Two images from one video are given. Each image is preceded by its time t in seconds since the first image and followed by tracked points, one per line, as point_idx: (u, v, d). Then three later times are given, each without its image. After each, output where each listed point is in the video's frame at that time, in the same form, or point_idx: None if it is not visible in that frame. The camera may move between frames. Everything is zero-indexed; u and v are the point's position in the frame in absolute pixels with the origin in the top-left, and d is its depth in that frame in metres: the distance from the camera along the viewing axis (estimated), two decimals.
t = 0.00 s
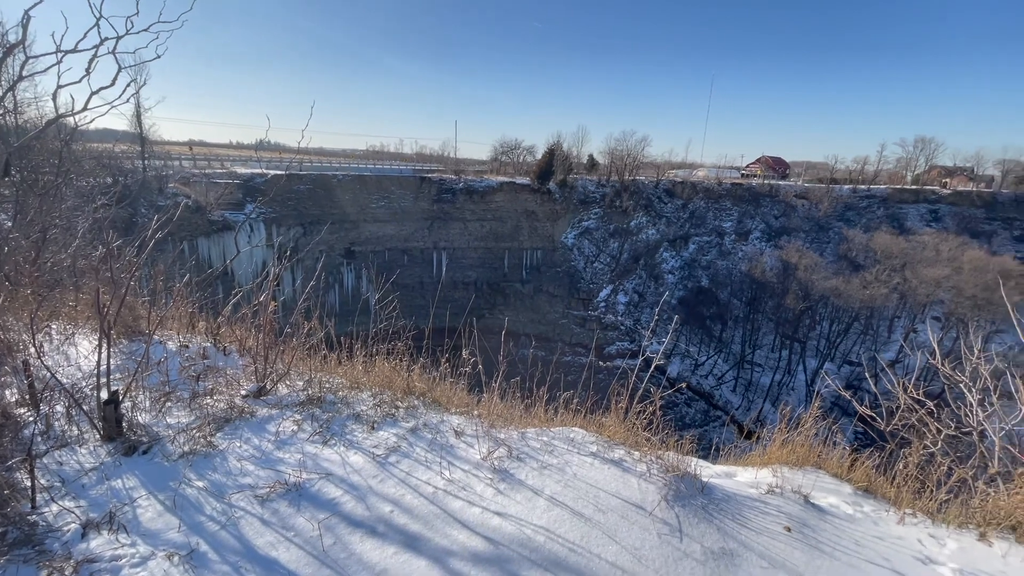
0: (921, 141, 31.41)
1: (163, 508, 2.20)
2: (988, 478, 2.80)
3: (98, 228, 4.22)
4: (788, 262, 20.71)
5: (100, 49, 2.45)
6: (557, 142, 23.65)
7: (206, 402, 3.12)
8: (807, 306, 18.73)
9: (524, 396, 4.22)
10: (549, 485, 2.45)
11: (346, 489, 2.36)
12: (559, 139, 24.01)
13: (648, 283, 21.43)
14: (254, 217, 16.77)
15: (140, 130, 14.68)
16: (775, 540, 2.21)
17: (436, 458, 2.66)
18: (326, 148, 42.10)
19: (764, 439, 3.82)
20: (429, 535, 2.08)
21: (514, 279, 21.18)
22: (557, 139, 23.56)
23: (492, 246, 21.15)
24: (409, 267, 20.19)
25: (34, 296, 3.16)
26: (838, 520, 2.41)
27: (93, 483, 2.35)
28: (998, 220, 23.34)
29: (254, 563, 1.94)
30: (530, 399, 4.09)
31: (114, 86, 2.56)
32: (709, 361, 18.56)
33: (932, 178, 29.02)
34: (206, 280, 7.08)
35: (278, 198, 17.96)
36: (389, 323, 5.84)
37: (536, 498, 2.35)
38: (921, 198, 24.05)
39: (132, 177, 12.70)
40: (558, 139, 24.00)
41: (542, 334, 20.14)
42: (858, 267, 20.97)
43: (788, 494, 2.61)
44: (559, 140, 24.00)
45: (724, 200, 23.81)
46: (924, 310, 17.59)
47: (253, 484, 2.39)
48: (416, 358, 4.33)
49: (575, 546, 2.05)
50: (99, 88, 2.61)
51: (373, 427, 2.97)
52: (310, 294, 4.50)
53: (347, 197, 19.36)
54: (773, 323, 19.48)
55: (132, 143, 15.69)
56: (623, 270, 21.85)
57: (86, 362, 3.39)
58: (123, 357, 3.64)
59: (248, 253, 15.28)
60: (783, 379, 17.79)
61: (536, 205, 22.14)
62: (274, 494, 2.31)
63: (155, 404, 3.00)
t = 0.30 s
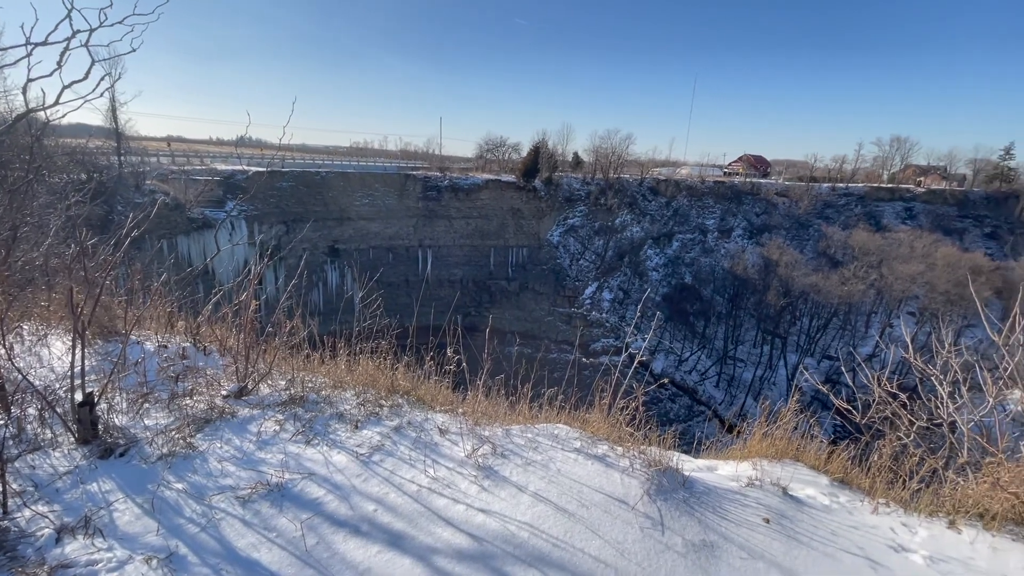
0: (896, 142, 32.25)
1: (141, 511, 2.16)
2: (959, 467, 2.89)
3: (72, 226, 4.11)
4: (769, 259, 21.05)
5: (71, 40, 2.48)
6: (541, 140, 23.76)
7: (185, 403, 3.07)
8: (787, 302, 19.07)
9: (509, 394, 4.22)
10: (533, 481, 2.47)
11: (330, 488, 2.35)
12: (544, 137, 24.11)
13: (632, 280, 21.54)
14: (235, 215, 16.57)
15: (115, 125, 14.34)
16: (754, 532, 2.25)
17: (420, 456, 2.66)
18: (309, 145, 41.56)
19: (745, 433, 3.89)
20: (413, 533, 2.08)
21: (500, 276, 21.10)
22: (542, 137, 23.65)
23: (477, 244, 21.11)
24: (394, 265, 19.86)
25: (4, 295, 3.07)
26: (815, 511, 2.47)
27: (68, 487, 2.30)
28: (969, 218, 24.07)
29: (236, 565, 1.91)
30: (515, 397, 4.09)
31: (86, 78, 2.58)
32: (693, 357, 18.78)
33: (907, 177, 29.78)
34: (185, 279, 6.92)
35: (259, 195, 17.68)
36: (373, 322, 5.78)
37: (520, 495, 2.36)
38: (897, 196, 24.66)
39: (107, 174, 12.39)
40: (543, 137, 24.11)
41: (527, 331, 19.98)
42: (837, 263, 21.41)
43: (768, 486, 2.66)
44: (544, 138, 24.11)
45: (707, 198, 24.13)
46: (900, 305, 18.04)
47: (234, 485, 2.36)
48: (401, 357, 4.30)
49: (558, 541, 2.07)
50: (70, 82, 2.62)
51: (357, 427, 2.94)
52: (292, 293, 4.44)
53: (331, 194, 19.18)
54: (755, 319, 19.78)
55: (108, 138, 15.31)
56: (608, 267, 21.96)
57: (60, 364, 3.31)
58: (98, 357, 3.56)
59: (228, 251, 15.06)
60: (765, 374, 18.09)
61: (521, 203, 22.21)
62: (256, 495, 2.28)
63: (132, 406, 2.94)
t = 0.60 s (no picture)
0: (874, 140, 32.98)
1: (119, 514, 2.12)
2: (931, 457, 2.97)
3: (43, 223, 4.00)
4: (751, 256, 21.35)
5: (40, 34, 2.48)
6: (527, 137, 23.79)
7: (164, 404, 3.01)
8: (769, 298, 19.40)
9: (494, 391, 4.22)
10: (517, 477, 2.48)
11: (313, 488, 2.33)
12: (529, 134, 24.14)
13: (617, 277, 21.68)
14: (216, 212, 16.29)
15: (89, 120, 13.94)
16: (735, 523, 2.30)
17: (404, 454, 2.65)
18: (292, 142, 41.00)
19: (727, 426, 3.95)
20: (398, 530, 2.07)
21: (486, 274, 21.05)
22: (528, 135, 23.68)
23: (463, 241, 21.04)
24: (378, 262, 19.71)
25: None
26: (793, 502, 2.52)
27: (41, 491, 2.24)
28: (943, 215, 24.74)
29: (216, 566, 1.89)
30: (500, 394, 4.10)
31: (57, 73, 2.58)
32: (677, 352, 18.99)
33: (884, 175, 30.46)
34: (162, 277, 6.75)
35: (240, 192, 17.38)
36: (358, 320, 5.73)
37: (505, 491, 2.37)
38: (874, 194, 25.22)
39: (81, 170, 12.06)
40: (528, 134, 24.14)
41: (513, 329, 19.94)
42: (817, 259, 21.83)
43: (748, 479, 2.71)
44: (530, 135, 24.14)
45: (690, 195, 24.40)
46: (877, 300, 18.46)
47: (215, 487, 2.32)
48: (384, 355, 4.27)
49: (543, 536, 2.09)
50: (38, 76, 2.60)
51: (340, 425, 2.92)
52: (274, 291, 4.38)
53: (314, 191, 18.98)
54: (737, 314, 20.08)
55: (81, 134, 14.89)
56: (594, 264, 22.07)
57: (31, 365, 3.22)
58: (72, 358, 3.47)
59: (209, 249, 14.79)
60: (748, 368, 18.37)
61: (506, 200, 22.22)
62: (238, 496, 2.25)
63: (109, 407, 2.88)
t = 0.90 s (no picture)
0: (852, 139, 33.67)
1: (96, 519, 2.08)
2: (905, 447, 3.05)
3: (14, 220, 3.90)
4: (734, 252, 21.63)
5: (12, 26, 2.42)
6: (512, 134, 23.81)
7: (142, 405, 2.96)
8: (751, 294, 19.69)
9: (479, 389, 4.22)
10: (503, 474, 2.49)
11: (296, 488, 2.31)
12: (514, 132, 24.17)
13: (603, 274, 21.81)
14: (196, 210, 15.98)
15: (63, 115, 13.57)
16: (717, 515, 2.33)
17: (389, 452, 2.64)
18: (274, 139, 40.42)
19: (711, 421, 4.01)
20: (383, 529, 2.07)
21: (472, 271, 20.98)
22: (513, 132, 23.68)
23: (449, 239, 20.96)
24: (364, 260, 19.55)
25: None
26: (774, 494, 2.57)
27: (14, 496, 2.18)
28: (918, 211, 25.36)
29: (197, 569, 1.86)
30: (486, 392, 4.10)
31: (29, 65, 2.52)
32: (662, 348, 19.18)
33: (862, 172, 31.13)
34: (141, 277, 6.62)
35: (221, 190, 17.08)
36: (342, 319, 5.68)
37: (491, 487, 2.37)
38: (853, 191, 25.74)
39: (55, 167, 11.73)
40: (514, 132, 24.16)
41: (501, 326, 19.94)
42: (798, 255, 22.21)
43: (730, 472, 2.76)
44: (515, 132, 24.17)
45: (674, 193, 24.66)
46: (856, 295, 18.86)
47: (196, 489, 2.28)
48: (369, 353, 4.25)
49: (528, 532, 2.10)
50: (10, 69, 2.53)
51: (324, 425, 2.90)
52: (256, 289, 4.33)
53: (297, 189, 18.76)
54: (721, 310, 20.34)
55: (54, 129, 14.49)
56: (580, 261, 22.16)
57: (3, 367, 3.13)
58: (47, 360, 3.38)
59: (190, 249, 14.52)
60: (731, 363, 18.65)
61: (492, 197, 22.20)
62: (219, 497, 2.22)
63: (84, 409, 2.81)
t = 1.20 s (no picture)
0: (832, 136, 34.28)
1: (75, 523, 2.04)
2: (883, 438, 3.13)
3: None
4: (718, 249, 21.86)
5: None
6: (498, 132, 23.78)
7: (122, 408, 2.90)
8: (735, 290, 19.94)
9: (466, 387, 4.23)
10: (490, 471, 2.49)
11: (281, 488, 2.29)
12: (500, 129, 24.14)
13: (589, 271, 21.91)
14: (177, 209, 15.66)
15: (36, 111, 13.20)
16: (701, 508, 2.37)
17: (375, 451, 2.63)
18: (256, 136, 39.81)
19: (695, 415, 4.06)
20: (370, 528, 2.06)
21: (459, 269, 20.89)
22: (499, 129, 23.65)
23: (436, 236, 20.86)
24: (350, 259, 19.39)
25: None
26: (757, 486, 2.61)
27: None
28: (896, 208, 25.92)
29: (180, 572, 1.84)
30: (473, 389, 4.11)
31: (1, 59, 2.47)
32: (649, 344, 19.36)
33: (843, 169, 31.71)
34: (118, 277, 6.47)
35: (202, 188, 16.78)
36: (328, 317, 5.63)
37: (477, 484, 2.38)
38: (834, 188, 26.22)
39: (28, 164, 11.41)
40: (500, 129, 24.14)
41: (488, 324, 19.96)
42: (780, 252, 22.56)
43: (714, 465, 2.80)
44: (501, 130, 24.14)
45: (660, 190, 24.89)
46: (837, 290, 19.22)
47: (178, 491, 2.25)
48: (354, 352, 4.22)
49: (514, 528, 2.11)
50: None
51: (309, 425, 2.87)
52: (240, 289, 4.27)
53: (281, 187, 18.52)
54: (706, 306, 20.58)
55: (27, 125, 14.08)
56: (566, 258, 22.22)
57: None
58: (22, 362, 3.30)
59: (171, 248, 14.25)
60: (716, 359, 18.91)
61: (479, 194, 22.15)
62: (202, 499, 2.19)
63: (62, 412, 2.75)
